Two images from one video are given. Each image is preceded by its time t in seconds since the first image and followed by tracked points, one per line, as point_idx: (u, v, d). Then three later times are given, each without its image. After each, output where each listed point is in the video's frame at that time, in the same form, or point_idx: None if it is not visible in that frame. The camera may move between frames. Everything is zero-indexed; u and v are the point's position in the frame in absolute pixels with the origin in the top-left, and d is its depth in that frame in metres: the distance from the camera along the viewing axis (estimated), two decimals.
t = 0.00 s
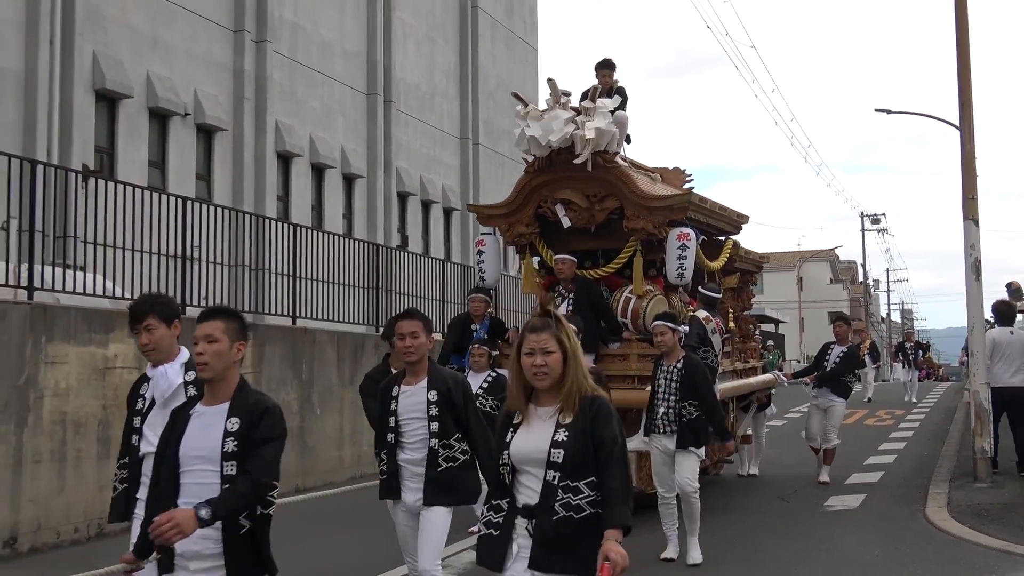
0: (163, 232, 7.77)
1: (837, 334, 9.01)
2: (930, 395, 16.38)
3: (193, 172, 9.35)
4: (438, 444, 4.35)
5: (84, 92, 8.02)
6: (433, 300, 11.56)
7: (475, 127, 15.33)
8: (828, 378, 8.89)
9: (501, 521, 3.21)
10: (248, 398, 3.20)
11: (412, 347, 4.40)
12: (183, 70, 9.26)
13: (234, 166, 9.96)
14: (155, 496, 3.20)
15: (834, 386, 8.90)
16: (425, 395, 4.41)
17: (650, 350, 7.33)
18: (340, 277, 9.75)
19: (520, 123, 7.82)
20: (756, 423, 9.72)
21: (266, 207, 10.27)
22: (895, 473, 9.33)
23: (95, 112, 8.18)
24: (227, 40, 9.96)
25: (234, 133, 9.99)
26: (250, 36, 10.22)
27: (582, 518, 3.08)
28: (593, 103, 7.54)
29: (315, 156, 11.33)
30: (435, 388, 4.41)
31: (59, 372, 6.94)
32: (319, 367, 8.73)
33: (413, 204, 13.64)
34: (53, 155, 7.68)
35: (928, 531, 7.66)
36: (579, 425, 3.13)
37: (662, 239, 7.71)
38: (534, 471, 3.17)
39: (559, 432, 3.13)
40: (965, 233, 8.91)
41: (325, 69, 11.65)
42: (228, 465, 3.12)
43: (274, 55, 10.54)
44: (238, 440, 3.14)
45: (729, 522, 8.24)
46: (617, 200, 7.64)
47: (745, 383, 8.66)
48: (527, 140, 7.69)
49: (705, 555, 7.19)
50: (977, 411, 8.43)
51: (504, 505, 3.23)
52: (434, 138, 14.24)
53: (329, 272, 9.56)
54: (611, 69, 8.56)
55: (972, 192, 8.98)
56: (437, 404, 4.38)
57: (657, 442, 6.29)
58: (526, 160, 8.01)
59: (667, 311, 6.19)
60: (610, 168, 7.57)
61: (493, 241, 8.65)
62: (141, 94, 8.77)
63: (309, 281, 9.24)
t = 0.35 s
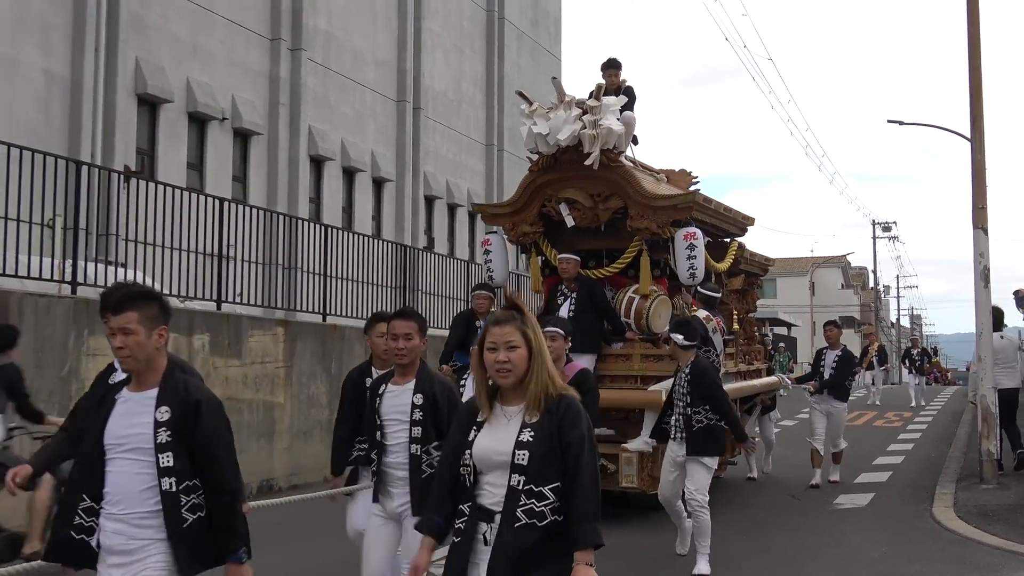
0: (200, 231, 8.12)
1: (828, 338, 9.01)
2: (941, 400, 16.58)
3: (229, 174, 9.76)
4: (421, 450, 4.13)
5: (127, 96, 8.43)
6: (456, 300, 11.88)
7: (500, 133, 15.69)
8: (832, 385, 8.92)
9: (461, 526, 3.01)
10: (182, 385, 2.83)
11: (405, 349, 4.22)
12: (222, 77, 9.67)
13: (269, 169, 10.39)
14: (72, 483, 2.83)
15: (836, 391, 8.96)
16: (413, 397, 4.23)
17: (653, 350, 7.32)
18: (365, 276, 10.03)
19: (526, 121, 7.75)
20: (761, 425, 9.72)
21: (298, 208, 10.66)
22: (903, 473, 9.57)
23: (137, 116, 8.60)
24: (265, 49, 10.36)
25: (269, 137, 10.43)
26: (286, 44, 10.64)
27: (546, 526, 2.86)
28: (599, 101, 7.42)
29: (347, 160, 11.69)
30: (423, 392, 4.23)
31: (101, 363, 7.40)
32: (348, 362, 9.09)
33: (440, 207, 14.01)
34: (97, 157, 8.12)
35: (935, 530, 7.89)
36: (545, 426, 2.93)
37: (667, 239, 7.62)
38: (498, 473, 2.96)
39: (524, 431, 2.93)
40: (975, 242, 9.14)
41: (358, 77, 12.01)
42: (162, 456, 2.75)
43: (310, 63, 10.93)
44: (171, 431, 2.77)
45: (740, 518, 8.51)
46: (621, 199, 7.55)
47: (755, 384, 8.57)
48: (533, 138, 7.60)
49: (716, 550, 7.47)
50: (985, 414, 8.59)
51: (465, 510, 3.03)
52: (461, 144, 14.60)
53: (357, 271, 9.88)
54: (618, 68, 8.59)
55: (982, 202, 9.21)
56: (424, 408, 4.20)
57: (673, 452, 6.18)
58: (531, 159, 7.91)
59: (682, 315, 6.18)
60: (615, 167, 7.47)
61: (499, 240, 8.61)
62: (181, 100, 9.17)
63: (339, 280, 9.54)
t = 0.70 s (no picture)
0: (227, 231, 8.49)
1: (815, 332, 9.09)
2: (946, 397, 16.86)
3: (256, 176, 10.19)
4: (376, 454, 3.97)
5: (158, 102, 8.89)
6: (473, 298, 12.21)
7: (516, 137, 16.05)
8: (823, 378, 9.05)
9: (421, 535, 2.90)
10: (89, 394, 2.81)
11: (351, 352, 4.10)
12: (249, 82, 10.09)
13: (294, 172, 10.78)
14: None
15: (825, 383, 9.08)
16: (363, 402, 4.06)
17: (653, 349, 7.24)
18: (384, 273, 10.35)
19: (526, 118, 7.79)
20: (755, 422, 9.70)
21: (322, 209, 11.05)
22: (905, 466, 9.84)
23: (168, 120, 9.04)
24: (290, 55, 10.78)
25: (294, 141, 10.83)
26: (309, 52, 11.02)
27: (511, 542, 2.75)
28: (600, 98, 7.45)
29: (368, 163, 12.05)
30: (373, 394, 4.06)
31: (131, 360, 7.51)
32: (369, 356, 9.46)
33: (458, 208, 14.36)
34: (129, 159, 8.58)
35: (934, 521, 8.17)
36: (511, 436, 2.79)
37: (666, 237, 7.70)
38: (459, 483, 2.83)
39: (488, 442, 2.79)
40: (975, 242, 9.40)
41: (380, 83, 12.39)
42: (62, 471, 2.72)
43: (333, 70, 11.33)
44: (70, 444, 2.74)
45: (749, 510, 8.79)
46: (621, 196, 7.57)
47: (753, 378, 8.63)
48: (531, 134, 7.64)
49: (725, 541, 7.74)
50: (985, 408, 8.81)
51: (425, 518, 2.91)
52: (478, 147, 14.95)
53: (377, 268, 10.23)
54: (611, 65, 8.52)
55: (982, 203, 9.46)
56: (375, 410, 4.02)
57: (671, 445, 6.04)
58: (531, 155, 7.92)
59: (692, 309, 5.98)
60: (617, 163, 7.49)
61: (501, 235, 8.70)
62: (210, 105, 9.59)
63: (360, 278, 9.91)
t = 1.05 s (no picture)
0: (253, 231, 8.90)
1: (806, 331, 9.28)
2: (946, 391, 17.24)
3: (279, 178, 10.63)
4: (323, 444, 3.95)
5: (185, 106, 9.29)
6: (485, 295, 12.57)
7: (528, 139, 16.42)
8: (811, 379, 9.11)
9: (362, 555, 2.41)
10: None
11: (302, 338, 4.06)
12: (273, 88, 10.52)
13: (315, 174, 11.22)
14: None
15: (814, 382, 9.12)
16: (314, 389, 4.03)
17: (650, 346, 7.42)
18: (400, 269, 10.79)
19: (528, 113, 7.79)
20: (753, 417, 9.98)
21: (341, 209, 11.46)
22: (905, 458, 10.13)
23: (195, 124, 9.44)
24: (312, 61, 11.20)
25: (316, 143, 11.24)
26: (331, 58, 11.46)
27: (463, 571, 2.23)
28: (600, 93, 7.40)
29: (386, 165, 12.44)
30: (324, 382, 4.02)
31: (162, 351, 7.98)
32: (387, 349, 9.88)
33: (471, 208, 14.74)
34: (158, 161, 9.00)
35: (933, 512, 8.48)
36: (462, 443, 2.27)
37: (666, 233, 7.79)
38: (402, 498, 2.31)
39: (436, 450, 2.28)
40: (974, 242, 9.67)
41: (397, 88, 12.78)
42: None
43: (353, 76, 11.73)
44: None
45: (753, 500, 9.11)
46: (620, 192, 7.60)
47: (751, 375, 8.89)
48: (535, 129, 7.66)
49: (730, 529, 8.06)
50: (983, 403, 9.14)
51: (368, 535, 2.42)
52: (491, 150, 15.32)
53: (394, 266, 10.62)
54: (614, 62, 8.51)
55: (980, 204, 9.66)
56: (325, 400, 3.98)
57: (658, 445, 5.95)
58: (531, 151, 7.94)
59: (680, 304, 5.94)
60: (618, 159, 7.49)
61: (501, 234, 8.63)
62: (235, 109, 9.99)
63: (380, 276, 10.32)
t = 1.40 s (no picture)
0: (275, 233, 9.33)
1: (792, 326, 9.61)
2: (946, 385, 17.61)
3: (300, 183, 11.10)
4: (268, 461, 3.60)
5: (210, 114, 9.71)
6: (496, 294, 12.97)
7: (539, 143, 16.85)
8: (802, 372, 9.42)
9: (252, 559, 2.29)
10: None
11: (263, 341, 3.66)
12: (294, 95, 10.95)
13: (336, 178, 11.69)
14: None
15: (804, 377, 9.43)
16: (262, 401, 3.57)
17: (648, 342, 7.50)
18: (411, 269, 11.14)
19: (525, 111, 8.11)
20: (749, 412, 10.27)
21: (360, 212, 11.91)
22: (903, 449, 10.47)
23: (219, 131, 9.88)
24: (331, 70, 11.66)
25: (335, 148, 11.71)
26: (349, 67, 11.91)
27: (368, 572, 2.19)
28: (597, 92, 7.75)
29: (403, 169, 12.90)
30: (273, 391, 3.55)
31: (189, 349, 8.46)
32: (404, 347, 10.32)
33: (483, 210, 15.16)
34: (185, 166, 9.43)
35: (932, 501, 8.79)
36: (379, 438, 2.25)
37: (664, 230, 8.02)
38: (307, 495, 2.25)
39: (349, 444, 2.24)
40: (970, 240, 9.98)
41: (412, 94, 13.22)
42: None
43: (370, 84, 12.19)
44: None
45: (756, 490, 9.48)
46: (619, 189, 7.86)
47: (747, 371, 9.18)
48: (531, 129, 7.98)
49: (733, 519, 8.42)
50: (978, 395, 9.39)
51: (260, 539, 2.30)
52: (504, 154, 15.73)
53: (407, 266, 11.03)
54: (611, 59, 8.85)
55: (976, 203, 9.87)
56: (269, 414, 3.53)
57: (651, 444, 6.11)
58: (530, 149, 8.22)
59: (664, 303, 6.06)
60: (617, 157, 7.78)
61: (501, 230, 8.83)
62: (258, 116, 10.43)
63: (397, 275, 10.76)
